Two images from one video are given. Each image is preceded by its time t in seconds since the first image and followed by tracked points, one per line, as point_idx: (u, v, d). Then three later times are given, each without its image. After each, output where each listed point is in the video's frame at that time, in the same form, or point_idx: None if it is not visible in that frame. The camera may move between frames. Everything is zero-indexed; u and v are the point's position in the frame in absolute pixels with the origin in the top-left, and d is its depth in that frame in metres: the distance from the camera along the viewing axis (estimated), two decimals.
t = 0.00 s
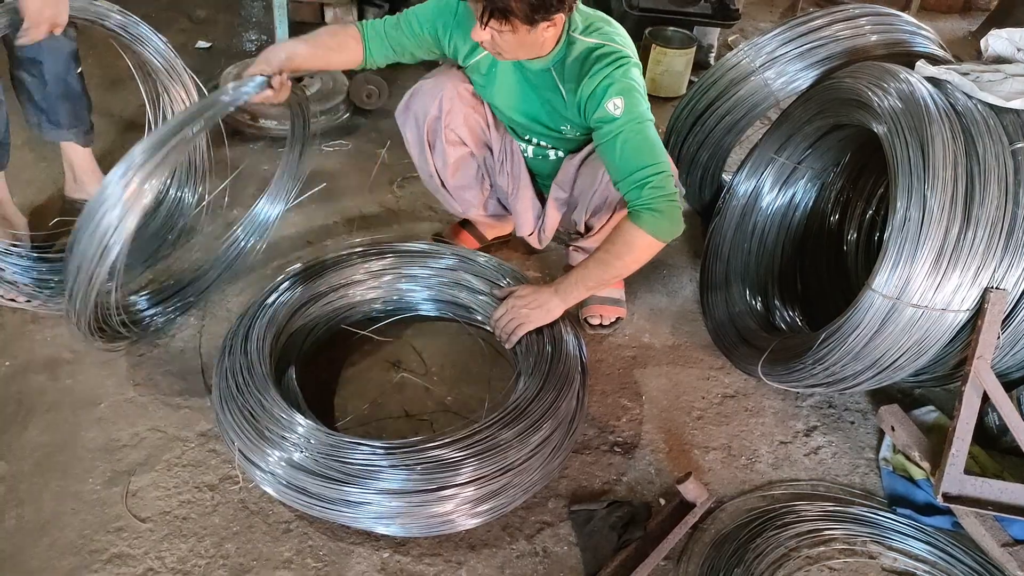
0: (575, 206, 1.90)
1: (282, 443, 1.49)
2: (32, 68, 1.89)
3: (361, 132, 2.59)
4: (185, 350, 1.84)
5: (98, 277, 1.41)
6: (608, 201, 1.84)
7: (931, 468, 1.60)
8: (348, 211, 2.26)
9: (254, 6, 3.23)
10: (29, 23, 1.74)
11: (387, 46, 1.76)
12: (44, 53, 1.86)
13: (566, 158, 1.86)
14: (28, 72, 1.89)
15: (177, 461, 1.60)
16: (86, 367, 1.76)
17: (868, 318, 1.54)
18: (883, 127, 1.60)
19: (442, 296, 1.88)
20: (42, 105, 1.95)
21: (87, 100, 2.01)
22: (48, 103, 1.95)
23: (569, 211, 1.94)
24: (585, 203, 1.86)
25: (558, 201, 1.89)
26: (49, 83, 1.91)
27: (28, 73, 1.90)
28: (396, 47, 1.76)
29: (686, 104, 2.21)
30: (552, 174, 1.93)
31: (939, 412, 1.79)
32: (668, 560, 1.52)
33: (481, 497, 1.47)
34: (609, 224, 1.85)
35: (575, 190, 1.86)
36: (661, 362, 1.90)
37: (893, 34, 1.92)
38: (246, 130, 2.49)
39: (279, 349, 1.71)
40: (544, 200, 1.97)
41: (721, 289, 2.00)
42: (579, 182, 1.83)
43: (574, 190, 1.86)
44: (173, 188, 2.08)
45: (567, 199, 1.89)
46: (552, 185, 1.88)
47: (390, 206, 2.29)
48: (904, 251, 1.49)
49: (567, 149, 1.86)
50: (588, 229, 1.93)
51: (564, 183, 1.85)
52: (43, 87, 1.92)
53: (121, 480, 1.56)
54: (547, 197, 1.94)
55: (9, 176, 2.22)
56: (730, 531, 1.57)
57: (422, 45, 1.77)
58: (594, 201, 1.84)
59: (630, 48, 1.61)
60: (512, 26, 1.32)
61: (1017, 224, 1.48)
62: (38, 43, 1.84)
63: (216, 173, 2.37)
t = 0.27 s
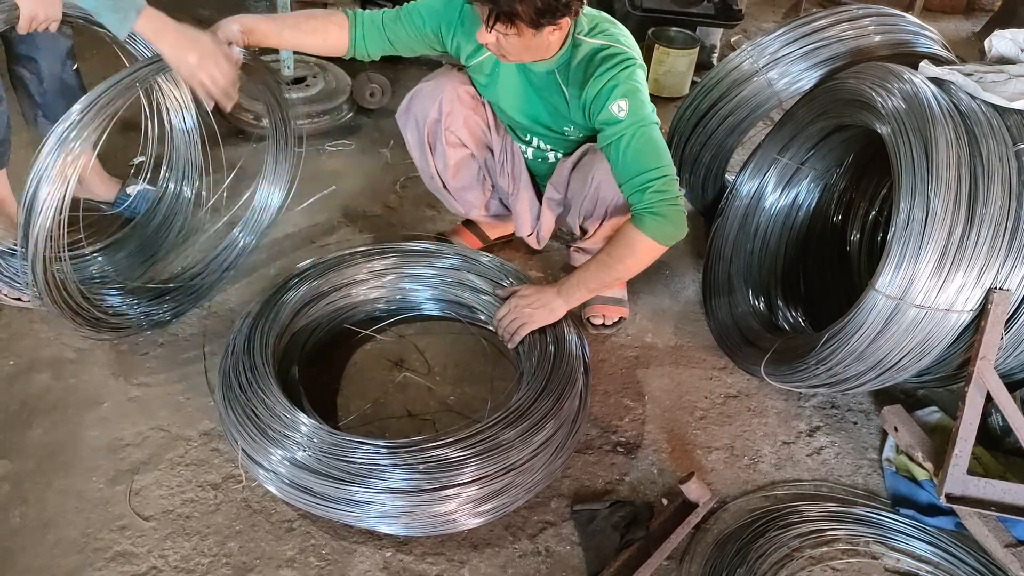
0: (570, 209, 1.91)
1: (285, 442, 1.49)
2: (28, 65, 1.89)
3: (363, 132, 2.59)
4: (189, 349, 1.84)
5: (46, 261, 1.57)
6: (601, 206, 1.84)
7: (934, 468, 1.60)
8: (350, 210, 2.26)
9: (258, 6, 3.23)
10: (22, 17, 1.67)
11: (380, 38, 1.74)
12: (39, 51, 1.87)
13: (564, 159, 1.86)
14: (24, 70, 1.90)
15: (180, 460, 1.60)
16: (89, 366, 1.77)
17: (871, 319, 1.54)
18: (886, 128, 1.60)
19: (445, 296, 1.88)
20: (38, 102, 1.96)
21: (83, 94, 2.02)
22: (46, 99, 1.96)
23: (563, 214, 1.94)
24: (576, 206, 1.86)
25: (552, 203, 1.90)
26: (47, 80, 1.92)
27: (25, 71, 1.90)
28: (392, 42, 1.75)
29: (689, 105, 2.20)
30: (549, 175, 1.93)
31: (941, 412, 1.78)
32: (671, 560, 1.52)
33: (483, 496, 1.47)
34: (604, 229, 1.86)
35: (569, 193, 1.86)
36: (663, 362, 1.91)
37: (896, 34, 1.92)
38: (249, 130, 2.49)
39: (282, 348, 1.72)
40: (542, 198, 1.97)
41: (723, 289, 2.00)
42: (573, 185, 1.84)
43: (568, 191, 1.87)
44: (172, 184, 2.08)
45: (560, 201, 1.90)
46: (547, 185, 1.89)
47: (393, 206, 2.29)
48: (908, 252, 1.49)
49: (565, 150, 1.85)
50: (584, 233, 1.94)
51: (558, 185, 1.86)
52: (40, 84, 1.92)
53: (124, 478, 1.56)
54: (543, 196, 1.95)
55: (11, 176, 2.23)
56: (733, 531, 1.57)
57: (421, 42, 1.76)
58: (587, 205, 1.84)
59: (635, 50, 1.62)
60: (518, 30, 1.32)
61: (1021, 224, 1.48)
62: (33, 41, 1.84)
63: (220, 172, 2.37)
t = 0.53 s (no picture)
0: (582, 211, 1.90)
1: (288, 444, 1.49)
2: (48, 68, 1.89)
3: (369, 134, 2.60)
4: (193, 350, 1.84)
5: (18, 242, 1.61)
6: (615, 207, 1.83)
7: (939, 471, 1.59)
8: (355, 212, 2.26)
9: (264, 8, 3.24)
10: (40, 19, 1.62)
11: (379, 29, 1.70)
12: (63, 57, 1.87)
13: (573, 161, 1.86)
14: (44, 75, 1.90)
15: (184, 461, 1.60)
16: (94, 368, 1.77)
17: (875, 322, 1.53)
18: (891, 130, 1.59)
19: (449, 297, 1.88)
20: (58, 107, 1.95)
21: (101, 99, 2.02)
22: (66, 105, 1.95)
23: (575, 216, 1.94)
24: (590, 208, 1.85)
25: (565, 206, 1.90)
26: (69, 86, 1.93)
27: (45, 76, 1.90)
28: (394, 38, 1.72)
29: (694, 107, 2.20)
30: (558, 177, 1.94)
31: (946, 415, 1.78)
32: (674, 563, 1.52)
33: (487, 498, 1.47)
34: (617, 230, 1.83)
35: (582, 195, 1.86)
36: (668, 364, 1.90)
37: (901, 36, 1.92)
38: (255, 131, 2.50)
39: (286, 350, 1.72)
40: (550, 204, 1.98)
41: (728, 291, 2.00)
42: (586, 187, 1.84)
43: (581, 194, 1.87)
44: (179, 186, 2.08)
45: (574, 205, 1.90)
46: (559, 190, 1.89)
47: (398, 207, 2.29)
48: (912, 254, 1.48)
49: (574, 153, 1.86)
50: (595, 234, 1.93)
51: (571, 187, 1.86)
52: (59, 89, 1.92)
53: (128, 479, 1.56)
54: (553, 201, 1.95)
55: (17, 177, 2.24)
56: (737, 534, 1.56)
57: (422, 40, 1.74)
58: (601, 206, 1.83)
59: (645, 55, 1.61)
60: (524, 36, 1.32)
61: None
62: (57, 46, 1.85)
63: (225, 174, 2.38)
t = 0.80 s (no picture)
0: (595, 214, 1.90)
1: (297, 448, 1.49)
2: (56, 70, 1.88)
3: (380, 138, 2.60)
4: (203, 353, 1.85)
5: None
6: (628, 210, 1.82)
7: (950, 479, 1.58)
8: (365, 216, 2.27)
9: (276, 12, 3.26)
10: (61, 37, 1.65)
11: (410, 62, 1.76)
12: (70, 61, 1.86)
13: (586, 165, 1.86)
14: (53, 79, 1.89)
15: (193, 464, 1.61)
16: (104, 371, 1.78)
17: (886, 328, 1.53)
18: (902, 135, 1.59)
19: (458, 302, 1.88)
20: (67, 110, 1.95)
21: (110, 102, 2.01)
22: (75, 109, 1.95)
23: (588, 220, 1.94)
24: (603, 210, 1.85)
25: (577, 210, 1.90)
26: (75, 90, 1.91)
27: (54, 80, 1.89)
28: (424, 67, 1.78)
29: (704, 111, 2.20)
30: (571, 181, 1.93)
31: (958, 422, 1.77)
32: (682, 569, 1.51)
33: (495, 503, 1.47)
34: (628, 234, 1.83)
35: (595, 199, 1.87)
36: (677, 369, 1.90)
37: (913, 41, 1.91)
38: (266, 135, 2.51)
39: (295, 353, 1.72)
40: (561, 208, 1.98)
41: (737, 296, 2.00)
42: (600, 190, 1.84)
43: (593, 198, 1.87)
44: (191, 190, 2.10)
45: (586, 207, 1.90)
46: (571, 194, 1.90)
47: (408, 211, 2.29)
48: (923, 260, 1.48)
49: (587, 156, 1.85)
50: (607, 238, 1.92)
51: (584, 191, 1.86)
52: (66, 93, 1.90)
53: (137, 482, 1.57)
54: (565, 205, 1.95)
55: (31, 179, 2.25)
56: (746, 540, 1.55)
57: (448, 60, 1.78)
58: (614, 208, 1.83)
59: (661, 63, 1.61)
60: (538, 38, 1.32)
61: None
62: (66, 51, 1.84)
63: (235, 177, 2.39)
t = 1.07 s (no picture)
0: (612, 218, 1.91)
1: (311, 453, 1.50)
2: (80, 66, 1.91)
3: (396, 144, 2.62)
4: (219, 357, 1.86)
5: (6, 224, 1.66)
6: (646, 214, 1.83)
7: (966, 490, 1.57)
8: (380, 222, 2.28)
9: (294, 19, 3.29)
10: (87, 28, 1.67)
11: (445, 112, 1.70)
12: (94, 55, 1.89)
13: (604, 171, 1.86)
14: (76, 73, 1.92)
15: (208, 468, 1.62)
16: (120, 374, 1.80)
17: (902, 337, 1.52)
18: (920, 144, 1.58)
19: (473, 308, 1.91)
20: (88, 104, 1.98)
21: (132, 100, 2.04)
22: (96, 103, 1.98)
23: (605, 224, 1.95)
24: (621, 214, 1.86)
25: (595, 213, 1.91)
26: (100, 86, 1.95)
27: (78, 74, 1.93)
28: (456, 115, 1.71)
29: (721, 119, 2.20)
30: (589, 187, 1.93)
31: (975, 433, 1.75)
32: None
33: (507, 510, 1.47)
34: (644, 239, 1.85)
35: (613, 203, 1.87)
36: (691, 377, 1.89)
37: (932, 50, 1.90)
38: (283, 141, 2.53)
39: (310, 358, 1.74)
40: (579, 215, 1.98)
41: (752, 304, 1.99)
42: (617, 195, 1.84)
43: (611, 202, 1.87)
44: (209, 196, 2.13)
45: (603, 211, 1.91)
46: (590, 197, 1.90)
47: (423, 218, 2.30)
48: (940, 270, 1.47)
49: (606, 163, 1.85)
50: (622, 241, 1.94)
51: (602, 195, 1.86)
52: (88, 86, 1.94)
53: (153, 485, 1.58)
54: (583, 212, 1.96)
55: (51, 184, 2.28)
56: (759, 550, 1.55)
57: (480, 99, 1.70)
58: (633, 211, 1.84)
59: (682, 72, 1.60)
60: (570, 47, 1.33)
61: None
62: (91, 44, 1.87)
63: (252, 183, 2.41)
